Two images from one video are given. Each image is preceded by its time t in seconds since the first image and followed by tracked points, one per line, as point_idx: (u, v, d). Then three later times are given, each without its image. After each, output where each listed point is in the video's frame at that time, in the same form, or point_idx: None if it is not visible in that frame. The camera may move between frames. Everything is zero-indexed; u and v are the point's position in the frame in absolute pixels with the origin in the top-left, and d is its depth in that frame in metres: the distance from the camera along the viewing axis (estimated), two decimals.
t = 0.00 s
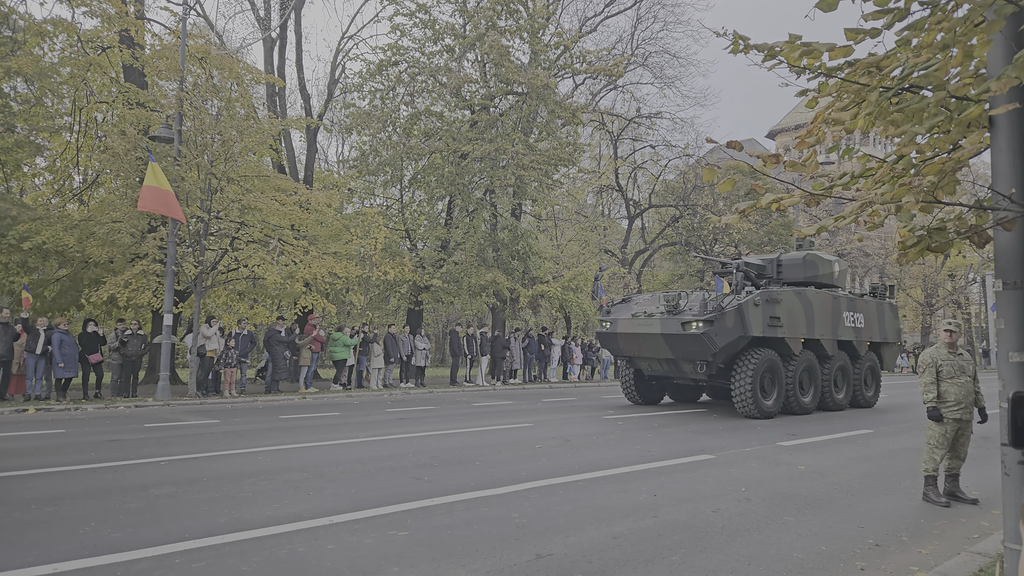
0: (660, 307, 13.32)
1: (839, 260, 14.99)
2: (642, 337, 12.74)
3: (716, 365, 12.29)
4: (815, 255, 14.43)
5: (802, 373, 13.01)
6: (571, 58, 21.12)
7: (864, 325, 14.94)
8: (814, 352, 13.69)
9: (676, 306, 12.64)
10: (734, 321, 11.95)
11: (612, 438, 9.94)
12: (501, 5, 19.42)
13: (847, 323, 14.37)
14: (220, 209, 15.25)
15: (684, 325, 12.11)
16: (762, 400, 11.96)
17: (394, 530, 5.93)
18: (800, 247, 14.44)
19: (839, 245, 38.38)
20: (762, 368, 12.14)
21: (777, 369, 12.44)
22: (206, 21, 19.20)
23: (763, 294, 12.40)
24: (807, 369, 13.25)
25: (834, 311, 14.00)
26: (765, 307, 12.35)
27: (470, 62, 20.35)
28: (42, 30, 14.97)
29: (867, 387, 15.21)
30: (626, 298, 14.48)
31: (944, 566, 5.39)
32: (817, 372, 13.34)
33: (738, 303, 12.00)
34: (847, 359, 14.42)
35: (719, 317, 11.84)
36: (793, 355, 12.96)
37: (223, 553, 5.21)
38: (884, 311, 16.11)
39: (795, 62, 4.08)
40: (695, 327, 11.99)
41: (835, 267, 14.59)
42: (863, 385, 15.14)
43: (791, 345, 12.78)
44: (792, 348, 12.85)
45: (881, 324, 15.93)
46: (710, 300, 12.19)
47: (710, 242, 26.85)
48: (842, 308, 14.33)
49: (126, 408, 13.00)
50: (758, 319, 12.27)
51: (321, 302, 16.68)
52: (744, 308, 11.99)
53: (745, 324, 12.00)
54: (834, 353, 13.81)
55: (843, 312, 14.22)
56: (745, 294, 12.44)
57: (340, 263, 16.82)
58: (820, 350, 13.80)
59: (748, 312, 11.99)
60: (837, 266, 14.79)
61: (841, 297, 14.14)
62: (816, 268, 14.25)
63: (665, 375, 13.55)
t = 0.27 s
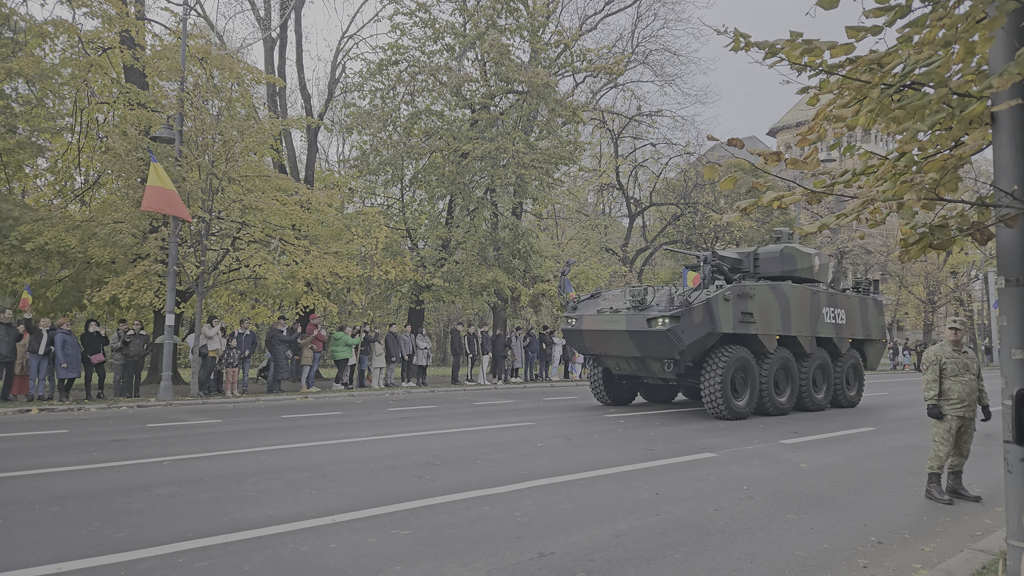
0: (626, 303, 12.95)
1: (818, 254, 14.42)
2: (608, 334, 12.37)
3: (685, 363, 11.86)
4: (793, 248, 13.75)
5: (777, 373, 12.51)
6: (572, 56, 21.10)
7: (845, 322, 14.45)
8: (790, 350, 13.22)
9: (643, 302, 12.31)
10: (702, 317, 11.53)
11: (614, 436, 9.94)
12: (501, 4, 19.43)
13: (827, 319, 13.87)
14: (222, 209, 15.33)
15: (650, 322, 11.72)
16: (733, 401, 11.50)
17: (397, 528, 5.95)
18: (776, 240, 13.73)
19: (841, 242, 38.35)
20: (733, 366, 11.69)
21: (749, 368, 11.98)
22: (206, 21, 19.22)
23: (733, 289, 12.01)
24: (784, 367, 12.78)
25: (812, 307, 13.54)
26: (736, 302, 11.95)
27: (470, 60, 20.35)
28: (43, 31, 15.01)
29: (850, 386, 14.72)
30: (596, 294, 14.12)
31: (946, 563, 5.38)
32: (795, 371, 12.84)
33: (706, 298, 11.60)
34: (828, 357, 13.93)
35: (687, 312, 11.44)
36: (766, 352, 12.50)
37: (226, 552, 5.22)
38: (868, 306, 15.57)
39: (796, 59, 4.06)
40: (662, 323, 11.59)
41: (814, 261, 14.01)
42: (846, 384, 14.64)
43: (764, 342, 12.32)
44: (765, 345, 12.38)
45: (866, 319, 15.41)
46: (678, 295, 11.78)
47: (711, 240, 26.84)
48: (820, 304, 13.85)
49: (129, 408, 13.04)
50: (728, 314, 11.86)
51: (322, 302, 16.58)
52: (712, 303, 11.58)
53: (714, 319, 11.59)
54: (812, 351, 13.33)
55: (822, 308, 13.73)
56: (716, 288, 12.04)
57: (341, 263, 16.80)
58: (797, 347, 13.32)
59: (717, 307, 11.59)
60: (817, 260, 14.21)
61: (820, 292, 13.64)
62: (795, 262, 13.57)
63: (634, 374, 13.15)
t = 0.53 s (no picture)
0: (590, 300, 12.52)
1: (797, 248, 13.92)
2: (570, 333, 11.95)
3: (650, 363, 11.38)
4: (769, 241, 13.25)
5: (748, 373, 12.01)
6: (572, 56, 21.11)
7: (823, 319, 13.96)
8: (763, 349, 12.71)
9: (607, 299, 11.88)
10: (666, 314, 11.07)
11: (614, 435, 9.94)
12: (501, 3, 19.45)
13: (804, 316, 13.41)
14: (223, 209, 15.34)
15: (612, 319, 11.28)
16: (701, 402, 11.01)
17: (398, 528, 5.94)
18: (752, 235, 13.34)
19: (841, 241, 38.40)
20: (700, 365, 11.22)
21: (718, 368, 11.49)
22: (207, 20, 19.23)
23: (700, 285, 11.52)
24: (755, 367, 12.25)
25: (787, 304, 13.08)
26: (703, 298, 11.46)
27: (471, 60, 20.35)
28: (43, 30, 15.02)
29: (830, 386, 14.19)
30: (561, 290, 13.69)
31: (947, 562, 5.38)
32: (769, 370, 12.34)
33: (670, 295, 11.11)
34: (805, 355, 13.42)
35: (649, 309, 10.95)
36: (736, 351, 12.01)
37: (226, 552, 5.21)
38: (850, 303, 15.05)
39: (796, 59, 4.07)
40: (623, 321, 11.15)
41: (792, 256, 13.53)
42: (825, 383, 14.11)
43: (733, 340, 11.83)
44: (735, 343, 11.89)
45: (848, 317, 14.91)
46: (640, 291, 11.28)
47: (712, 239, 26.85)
48: (797, 300, 13.38)
49: (129, 407, 13.04)
50: (694, 311, 11.37)
51: (322, 301, 16.60)
52: (676, 300, 11.11)
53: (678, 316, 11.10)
54: (787, 351, 12.84)
55: (798, 304, 13.26)
56: (682, 284, 11.55)
57: (342, 262, 16.77)
58: (771, 346, 12.84)
59: (681, 304, 11.10)
60: (795, 254, 13.72)
61: (796, 289, 13.18)
62: (770, 256, 13.10)
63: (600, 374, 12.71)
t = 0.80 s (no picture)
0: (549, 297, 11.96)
1: (770, 244, 13.42)
2: (527, 332, 11.38)
3: (610, 363, 10.84)
4: (740, 236, 12.71)
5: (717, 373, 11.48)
6: (573, 56, 21.11)
7: (800, 316, 13.47)
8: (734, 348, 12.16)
9: (564, 294, 11.29)
10: (626, 311, 10.52)
11: (615, 435, 9.94)
12: (502, 3, 19.46)
13: (779, 314, 12.92)
14: (223, 209, 15.37)
15: (569, 317, 10.72)
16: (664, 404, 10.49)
17: (399, 528, 5.94)
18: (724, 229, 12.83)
19: (842, 241, 38.45)
20: (664, 364, 10.71)
21: (683, 368, 10.96)
22: (207, 21, 19.23)
23: (664, 281, 10.98)
24: (723, 367, 11.71)
25: (760, 301, 12.58)
26: (666, 294, 10.93)
27: (471, 60, 20.36)
28: (44, 31, 15.02)
29: (808, 386, 13.66)
30: (524, 287, 13.16)
31: (948, 562, 5.38)
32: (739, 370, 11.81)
33: (630, 290, 10.59)
34: (779, 354, 12.89)
35: (608, 306, 10.42)
36: (705, 350, 11.45)
37: (227, 552, 5.22)
38: (828, 300, 14.58)
39: (796, 58, 4.06)
40: (580, 319, 10.59)
41: (765, 251, 13.02)
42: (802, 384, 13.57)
43: (702, 339, 11.26)
44: (702, 343, 11.34)
45: (825, 315, 14.44)
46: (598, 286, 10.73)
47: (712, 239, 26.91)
48: (771, 297, 12.89)
49: (130, 408, 13.05)
50: (657, 307, 10.84)
51: (323, 301, 16.60)
52: (637, 296, 10.56)
53: (639, 313, 10.57)
54: (759, 350, 12.31)
55: (772, 301, 12.77)
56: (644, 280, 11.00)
57: (342, 263, 16.76)
58: (743, 345, 12.30)
59: (642, 300, 10.57)
60: (768, 250, 13.23)
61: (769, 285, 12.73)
62: (742, 251, 12.57)
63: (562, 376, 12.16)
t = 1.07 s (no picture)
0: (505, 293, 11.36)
1: (745, 236, 12.84)
2: (480, 330, 10.79)
3: (566, 362, 10.26)
4: (711, 229, 12.12)
5: (683, 374, 10.98)
6: (572, 55, 21.12)
7: (774, 313, 12.93)
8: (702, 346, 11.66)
9: (518, 290, 10.72)
10: (580, 308, 9.91)
11: (615, 434, 9.94)
12: (501, 2, 19.45)
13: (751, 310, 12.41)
14: (223, 209, 15.38)
15: (521, 314, 10.11)
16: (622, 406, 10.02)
17: (399, 527, 5.94)
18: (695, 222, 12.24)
19: (842, 239, 38.47)
20: (624, 365, 10.18)
21: (647, 368, 10.47)
22: (206, 21, 19.23)
23: (624, 275, 10.38)
24: (690, 366, 11.20)
25: (731, 297, 12.07)
26: (627, 289, 10.36)
27: (471, 59, 20.36)
28: (43, 32, 15.03)
29: (785, 387, 13.12)
30: (484, 283, 12.58)
31: (948, 560, 5.38)
32: (708, 371, 11.31)
33: (585, 285, 9.99)
34: (751, 353, 12.38)
35: (561, 302, 9.80)
36: (670, 350, 10.95)
37: (228, 552, 5.22)
38: (805, 295, 14.04)
39: (795, 56, 4.05)
40: (532, 317, 9.96)
41: (738, 244, 12.45)
42: (778, 384, 13.04)
43: (665, 337, 10.75)
44: (667, 342, 10.82)
45: (802, 310, 13.90)
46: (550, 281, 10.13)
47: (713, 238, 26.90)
48: (743, 292, 12.36)
49: (131, 408, 13.06)
50: (616, 303, 10.25)
51: (323, 301, 16.61)
52: (593, 292, 9.95)
53: (596, 310, 9.97)
54: (729, 348, 11.80)
55: (744, 297, 12.25)
56: (602, 276, 10.40)
57: (343, 263, 16.77)
58: (711, 343, 11.79)
59: (599, 296, 9.97)
60: (743, 243, 12.65)
61: (740, 281, 12.18)
62: (713, 244, 12.02)
63: (520, 377, 11.57)
